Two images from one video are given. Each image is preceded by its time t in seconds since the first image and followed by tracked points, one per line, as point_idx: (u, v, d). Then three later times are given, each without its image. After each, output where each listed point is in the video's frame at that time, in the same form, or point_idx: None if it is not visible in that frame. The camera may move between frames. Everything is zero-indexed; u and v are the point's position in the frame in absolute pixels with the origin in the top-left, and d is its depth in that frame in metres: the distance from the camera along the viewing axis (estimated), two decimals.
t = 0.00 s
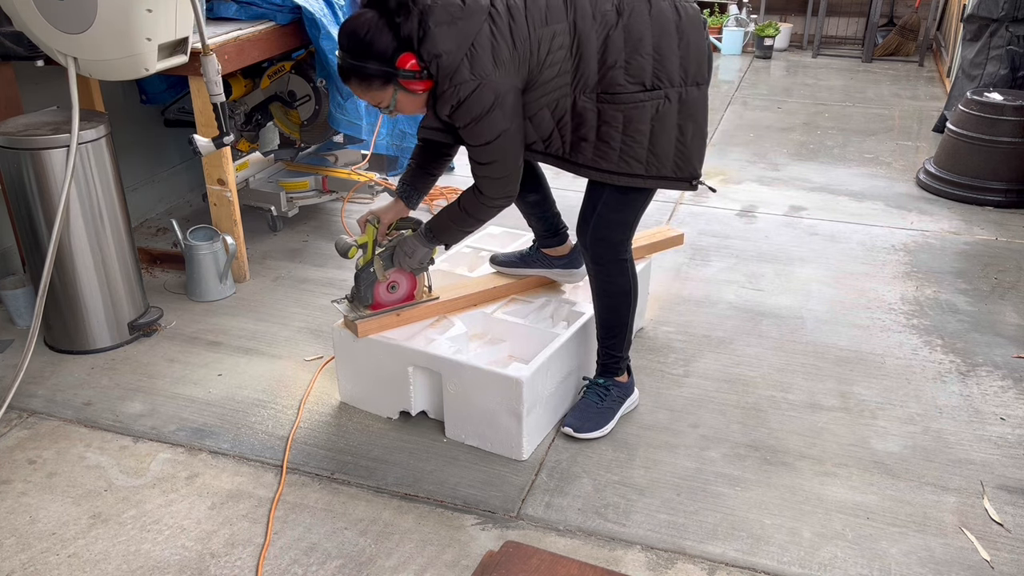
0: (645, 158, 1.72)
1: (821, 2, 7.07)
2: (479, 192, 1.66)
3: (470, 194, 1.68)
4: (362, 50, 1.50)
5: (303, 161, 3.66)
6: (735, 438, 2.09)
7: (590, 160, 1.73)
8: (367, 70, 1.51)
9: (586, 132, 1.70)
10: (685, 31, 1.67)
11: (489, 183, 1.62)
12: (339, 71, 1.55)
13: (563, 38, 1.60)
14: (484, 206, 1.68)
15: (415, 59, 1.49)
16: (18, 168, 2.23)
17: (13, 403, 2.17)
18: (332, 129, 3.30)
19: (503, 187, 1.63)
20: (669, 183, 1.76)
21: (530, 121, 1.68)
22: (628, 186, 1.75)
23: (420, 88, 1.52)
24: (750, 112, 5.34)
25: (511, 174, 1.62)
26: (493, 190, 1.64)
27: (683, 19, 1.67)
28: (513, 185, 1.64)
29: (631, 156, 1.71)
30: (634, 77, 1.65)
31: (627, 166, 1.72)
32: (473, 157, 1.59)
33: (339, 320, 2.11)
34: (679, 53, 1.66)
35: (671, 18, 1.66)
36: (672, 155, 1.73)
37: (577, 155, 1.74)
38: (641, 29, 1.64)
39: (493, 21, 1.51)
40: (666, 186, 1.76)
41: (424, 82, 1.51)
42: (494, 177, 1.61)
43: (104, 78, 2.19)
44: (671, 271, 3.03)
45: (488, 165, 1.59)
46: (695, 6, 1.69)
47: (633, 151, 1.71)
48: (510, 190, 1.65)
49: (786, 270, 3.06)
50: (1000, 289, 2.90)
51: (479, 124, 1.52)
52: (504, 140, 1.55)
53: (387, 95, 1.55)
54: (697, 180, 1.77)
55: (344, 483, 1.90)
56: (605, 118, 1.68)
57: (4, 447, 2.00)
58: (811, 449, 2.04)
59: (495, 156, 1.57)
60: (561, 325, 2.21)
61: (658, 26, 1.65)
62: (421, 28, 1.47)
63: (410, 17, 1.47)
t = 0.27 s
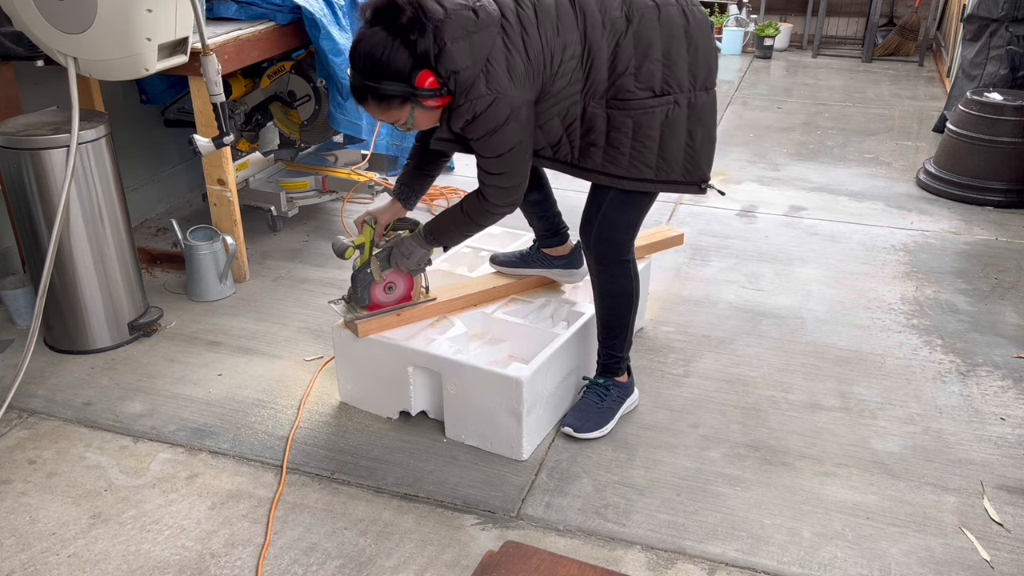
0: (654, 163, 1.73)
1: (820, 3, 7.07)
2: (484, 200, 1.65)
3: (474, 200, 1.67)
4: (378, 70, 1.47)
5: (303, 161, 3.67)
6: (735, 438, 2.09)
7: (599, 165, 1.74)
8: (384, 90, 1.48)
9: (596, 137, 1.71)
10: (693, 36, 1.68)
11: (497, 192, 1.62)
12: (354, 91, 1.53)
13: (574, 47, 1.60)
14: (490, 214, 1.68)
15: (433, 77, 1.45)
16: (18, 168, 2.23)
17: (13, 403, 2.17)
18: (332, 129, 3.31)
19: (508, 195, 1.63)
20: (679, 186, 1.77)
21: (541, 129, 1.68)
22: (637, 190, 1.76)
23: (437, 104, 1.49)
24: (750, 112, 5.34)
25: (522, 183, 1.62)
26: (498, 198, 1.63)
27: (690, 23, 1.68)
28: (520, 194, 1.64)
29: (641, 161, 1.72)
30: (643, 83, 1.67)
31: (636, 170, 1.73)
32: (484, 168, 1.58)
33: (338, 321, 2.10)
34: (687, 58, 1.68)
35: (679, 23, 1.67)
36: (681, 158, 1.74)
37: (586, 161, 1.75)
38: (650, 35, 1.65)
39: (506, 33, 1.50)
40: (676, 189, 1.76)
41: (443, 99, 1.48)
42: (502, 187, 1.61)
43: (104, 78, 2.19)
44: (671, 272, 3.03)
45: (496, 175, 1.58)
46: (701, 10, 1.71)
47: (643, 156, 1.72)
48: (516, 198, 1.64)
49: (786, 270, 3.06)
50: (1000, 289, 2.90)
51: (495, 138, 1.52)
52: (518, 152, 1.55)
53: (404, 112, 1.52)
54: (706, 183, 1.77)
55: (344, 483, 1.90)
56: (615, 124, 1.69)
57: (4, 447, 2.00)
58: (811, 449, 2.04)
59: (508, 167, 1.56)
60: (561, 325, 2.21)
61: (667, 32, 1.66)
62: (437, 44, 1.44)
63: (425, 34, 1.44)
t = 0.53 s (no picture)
0: (655, 165, 1.73)
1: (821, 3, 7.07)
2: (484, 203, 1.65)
3: (473, 203, 1.67)
4: (379, 79, 1.46)
5: (303, 161, 3.66)
6: (735, 438, 2.09)
7: (600, 169, 1.74)
8: (385, 100, 1.47)
9: (596, 141, 1.72)
10: (693, 38, 1.68)
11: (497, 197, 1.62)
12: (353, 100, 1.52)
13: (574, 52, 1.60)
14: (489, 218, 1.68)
15: (435, 85, 1.45)
16: (18, 168, 2.23)
17: (13, 403, 2.17)
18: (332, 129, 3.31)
19: (508, 200, 1.63)
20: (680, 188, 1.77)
21: (541, 133, 1.68)
22: (637, 193, 1.76)
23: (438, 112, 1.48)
24: (750, 112, 5.34)
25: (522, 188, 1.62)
26: (497, 202, 1.63)
27: (691, 25, 1.68)
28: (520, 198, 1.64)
29: (641, 163, 1.72)
30: (644, 86, 1.67)
31: (637, 173, 1.73)
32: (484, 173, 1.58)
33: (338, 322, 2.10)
34: (687, 61, 1.68)
35: (680, 25, 1.67)
36: (682, 161, 1.74)
37: (587, 164, 1.75)
38: (650, 38, 1.65)
39: (507, 39, 1.50)
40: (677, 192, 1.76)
41: (444, 107, 1.48)
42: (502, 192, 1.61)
43: (104, 78, 2.19)
44: (671, 272, 3.03)
45: (497, 179, 1.59)
46: (701, 12, 1.71)
47: (644, 159, 1.72)
48: (516, 202, 1.64)
49: (786, 271, 3.06)
50: (1000, 289, 2.90)
51: (496, 144, 1.52)
52: (519, 157, 1.56)
53: (406, 121, 1.51)
54: (708, 185, 1.77)
55: (344, 483, 1.90)
56: (615, 127, 1.69)
57: (4, 447, 2.00)
58: (811, 449, 2.04)
59: (509, 172, 1.57)
60: (561, 325, 2.21)
61: (667, 35, 1.66)
62: (438, 52, 1.44)
63: (426, 42, 1.43)
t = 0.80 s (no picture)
0: (656, 167, 1.73)
1: (820, 3, 7.07)
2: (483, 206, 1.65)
3: (472, 206, 1.67)
4: (381, 83, 1.45)
5: (303, 161, 3.66)
6: (735, 438, 2.09)
7: (601, 171, 1.74)
8: (388, 104, 1.46)
9: (597, 143, 1.72)
10: (694, 41, 1.69)
11: (497, 199, 1.62)
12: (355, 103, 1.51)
13: (576, 55, 1.60)
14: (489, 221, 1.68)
15: (438, 89, 1.45)
16: (18, 167, 2.23)
17: (13, 403, 2.17)
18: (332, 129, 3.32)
19: (508, 202, 1.63)
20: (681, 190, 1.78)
21: (542, 135, 1.68)
22: (637, 195, 1.77)
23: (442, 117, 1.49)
24: (750, 112, 5.34)
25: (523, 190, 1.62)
26: (497, 205, 1.63)
27: (692, 27, 1.68)
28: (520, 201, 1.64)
29: (642, 165, 1.73)
30: (645, 88, 1.67)
31: (638, 175, 1.73)
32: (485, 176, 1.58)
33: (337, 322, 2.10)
34: (688, 63, 1.68)
35: (681, 27, 1.67)
36: (683, 162, 1.75)
37: (588, 166, 1.75)
38: (651, 41, 1.65)
39: (509, 43, 1.50)
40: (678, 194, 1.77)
41: (446, 111, 1.48)
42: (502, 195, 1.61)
43: (104, 78, 2.19)
44: (671, 272, 3.03)
45: (497, 182, 1.59)
46: (702, 14, 1.71)
47: (645, 161, 1.72)
48: (516, 205, 1.65)
49: (786, 271, 3.06)
50: (1000, 289, 2.90)
51: (497, 147, 1.52)
52: (521, 160, 1.56)
53: (408, 124, 1.51)
54: (708, 186, 1.79)
55: (344, 483, 1.90)
56: (616, 129, 1.70)
57: (4, 447, 2.00)
58: (811, 449, 2.04)
59: (510, 175, 1.57)
60: (561, 325, 2.21)
61: (668, 37, 1.66)
62: (441, 56, 1.43)
63: (429, 45, 1.43)
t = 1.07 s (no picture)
0: (657, 169, 1.73)
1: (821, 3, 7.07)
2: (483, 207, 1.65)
3: (471, 207, 1.67)
4: (384, 85, 1.45)
5: (303, 161, 3.66)
6: (735, 438, 2.09)
7: (602, 173, 1.74)
8: (390, 106, 1.46)
9: (598, 145, 1.72)
10: (696, 42, 1.69)
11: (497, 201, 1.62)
12: (358, 105, 1.51)
13: (577, 58, 1.60)
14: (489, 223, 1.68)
15: (440, 91, 1.44)
16: (18, 168, 2.23)
17: (13, 403, 2.17)
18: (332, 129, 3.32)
19: (506, 204, 1.63)
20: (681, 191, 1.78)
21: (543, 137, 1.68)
22: (637, 196, 1.77)
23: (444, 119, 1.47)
24: (750, 112, 5.34)
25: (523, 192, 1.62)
26: (496, 207, 1.63)
27: (693, 29, 1.68)
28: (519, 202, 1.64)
29: (643, 167, 1.73)
30: (646, 90, 1.67)
31: (639, 176, 1.73)
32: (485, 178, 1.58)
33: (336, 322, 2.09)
34: (689, 64, 1.68)
35: (682, 29, 1.67)
36: (684, 164, 1.75)
37: (588, 168, 1.75)
38: (653, 42, 1.65)
39: (511, 45, 1.50)
40: (679, 195, 1.78)
41: (449, 114, 1.48)
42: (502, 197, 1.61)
43: (104, 78, 2.19)
44: (671, 271, 3.03)
45: (497, 184, 1.59)
46: (703, 15, 1.71)
47: (645, 162, 1.72)
48: (515, 206, 1.65)
49: (786, 271, 3.06)
50: (1000, 290, 2.90)
51: (499, 149, 1.52)
52: (522, 162, 1.56)
53: (411, 126, 1.51)
54: (709, 187, 1.79)
55: (344, 483, 1.90)
56: (617, 131, 1.70)
57: (4, 447, 2.00)
58: (811, 449, 2.04)
59: (511, 177, 1.57)
60: (561, 325, 2.21)
61: (669, 39, 1.66)
62: (444, 58, 1.43)
63: (432, 47, 1.42)
